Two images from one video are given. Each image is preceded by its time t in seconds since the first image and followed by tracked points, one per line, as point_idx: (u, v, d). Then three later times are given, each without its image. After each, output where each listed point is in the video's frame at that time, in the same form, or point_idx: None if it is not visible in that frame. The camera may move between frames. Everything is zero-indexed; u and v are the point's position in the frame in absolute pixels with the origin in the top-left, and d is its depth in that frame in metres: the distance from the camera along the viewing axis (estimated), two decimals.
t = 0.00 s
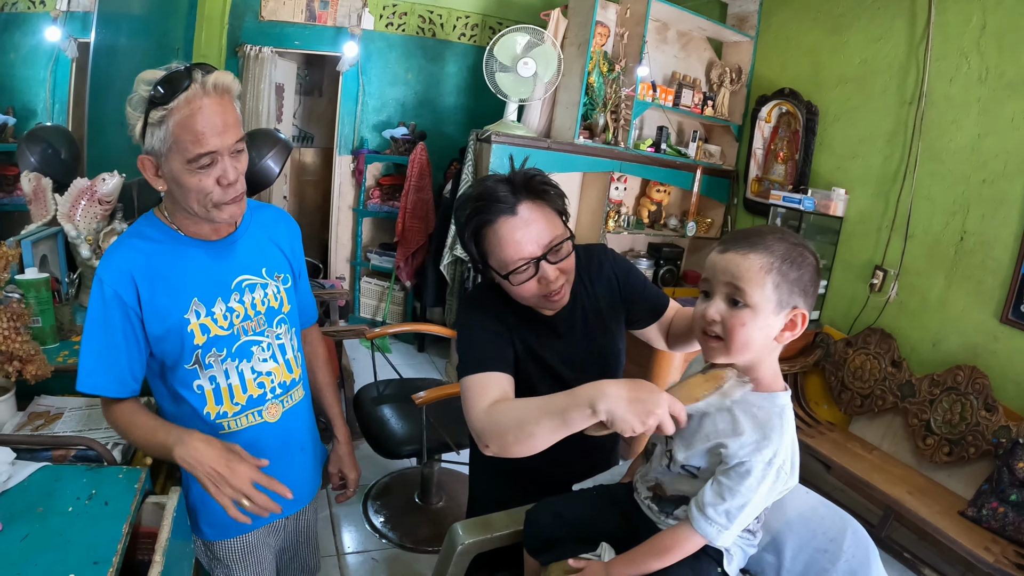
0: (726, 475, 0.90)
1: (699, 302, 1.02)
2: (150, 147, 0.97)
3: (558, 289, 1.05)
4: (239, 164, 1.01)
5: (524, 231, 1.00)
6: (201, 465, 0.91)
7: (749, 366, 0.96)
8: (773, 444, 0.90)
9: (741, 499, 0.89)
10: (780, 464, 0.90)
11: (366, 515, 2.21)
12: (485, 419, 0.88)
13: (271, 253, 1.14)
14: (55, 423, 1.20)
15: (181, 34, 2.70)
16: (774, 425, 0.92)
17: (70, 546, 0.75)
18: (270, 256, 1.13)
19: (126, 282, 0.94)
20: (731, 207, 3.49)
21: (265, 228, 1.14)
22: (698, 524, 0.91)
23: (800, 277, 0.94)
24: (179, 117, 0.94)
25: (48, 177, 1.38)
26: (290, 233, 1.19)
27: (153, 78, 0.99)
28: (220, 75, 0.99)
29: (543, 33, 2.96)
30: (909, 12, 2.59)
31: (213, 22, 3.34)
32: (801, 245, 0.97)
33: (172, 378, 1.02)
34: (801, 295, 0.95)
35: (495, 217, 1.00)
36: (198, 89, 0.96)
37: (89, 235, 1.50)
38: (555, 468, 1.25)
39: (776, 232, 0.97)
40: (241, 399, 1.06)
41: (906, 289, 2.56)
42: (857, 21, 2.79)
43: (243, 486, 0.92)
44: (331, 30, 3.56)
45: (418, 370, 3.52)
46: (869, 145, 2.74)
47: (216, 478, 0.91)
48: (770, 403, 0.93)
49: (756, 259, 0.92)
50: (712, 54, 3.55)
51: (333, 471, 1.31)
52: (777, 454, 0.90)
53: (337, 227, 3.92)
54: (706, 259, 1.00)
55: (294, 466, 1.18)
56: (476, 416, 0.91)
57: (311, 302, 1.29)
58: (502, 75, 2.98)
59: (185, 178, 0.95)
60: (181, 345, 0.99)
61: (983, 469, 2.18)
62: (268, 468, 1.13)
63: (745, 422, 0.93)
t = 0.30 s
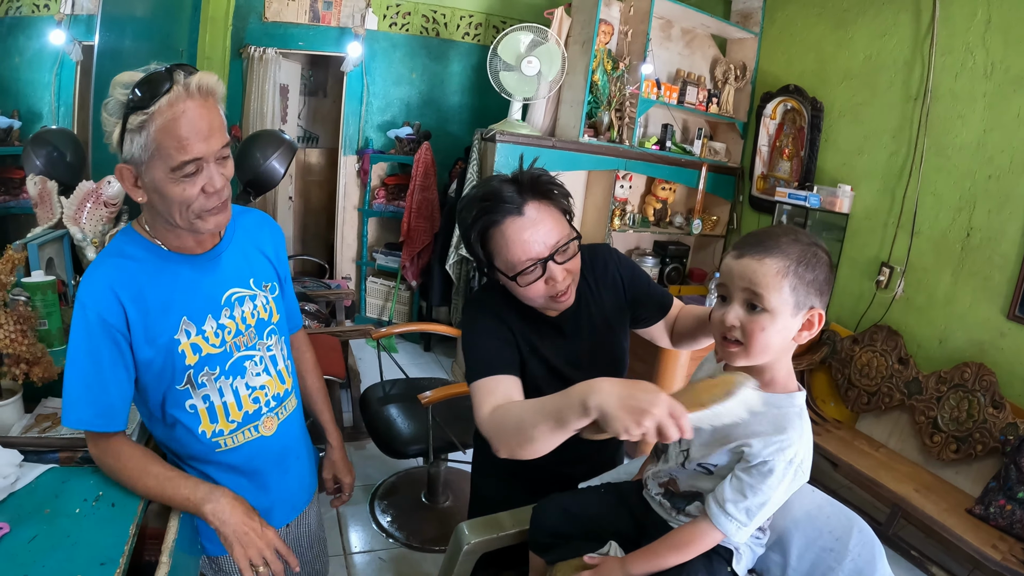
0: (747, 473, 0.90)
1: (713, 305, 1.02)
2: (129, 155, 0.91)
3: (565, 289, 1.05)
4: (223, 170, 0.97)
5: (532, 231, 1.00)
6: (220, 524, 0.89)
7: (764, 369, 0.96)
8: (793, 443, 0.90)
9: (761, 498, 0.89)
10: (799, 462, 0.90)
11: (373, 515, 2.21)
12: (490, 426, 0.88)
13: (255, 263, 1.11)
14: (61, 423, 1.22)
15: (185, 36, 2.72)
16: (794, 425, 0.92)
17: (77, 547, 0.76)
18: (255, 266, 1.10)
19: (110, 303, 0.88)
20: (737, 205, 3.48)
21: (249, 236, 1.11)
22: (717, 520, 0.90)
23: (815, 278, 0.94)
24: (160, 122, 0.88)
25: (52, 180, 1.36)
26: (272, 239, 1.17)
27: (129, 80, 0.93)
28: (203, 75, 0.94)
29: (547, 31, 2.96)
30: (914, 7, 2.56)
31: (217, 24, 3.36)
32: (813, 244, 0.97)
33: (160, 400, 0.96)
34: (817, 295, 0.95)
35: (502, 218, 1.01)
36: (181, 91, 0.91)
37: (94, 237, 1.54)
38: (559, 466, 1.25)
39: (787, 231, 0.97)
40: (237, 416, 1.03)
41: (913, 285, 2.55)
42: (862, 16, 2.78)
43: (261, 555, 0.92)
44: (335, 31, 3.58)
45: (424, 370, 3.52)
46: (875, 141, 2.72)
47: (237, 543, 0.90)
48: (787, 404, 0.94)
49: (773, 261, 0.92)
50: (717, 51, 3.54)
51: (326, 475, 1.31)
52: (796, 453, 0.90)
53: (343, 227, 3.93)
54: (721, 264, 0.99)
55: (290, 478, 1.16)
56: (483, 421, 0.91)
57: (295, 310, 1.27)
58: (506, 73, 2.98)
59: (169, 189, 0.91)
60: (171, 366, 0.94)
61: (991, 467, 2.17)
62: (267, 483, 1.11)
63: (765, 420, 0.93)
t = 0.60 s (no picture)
0: (752, 462, 0.90)
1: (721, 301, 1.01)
2: (102, 165, 0.91)
3: (570, 279, 1.05)
4: (205, 173, 0.97)
5: (538, 220, 1.00)
6: (223, 510, 0.88)
7: (773, 363, 0.95)
8: (798, 433, 0.90)
9: (766, 487, 0.88)
10: (804, 452, 0.90)
11: (377, 512, 2.22)
12: (492, 417, 0.87)
13: (240, 265, 1.10)
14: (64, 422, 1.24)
15: (187, 36, 2.72)
16: (799, 415, 0.92)
17: (78, 544, 0.76)
18: (240, 269, 1.10)
19: (95, 319, 0.87)
20: (740, 200, 3.46)
21: (232, 238, 1.10)
22: (722, 511, 0.90)
23: (823, 272, 0.94)
24: (133, 128, 0.88)
25: (55, 180, 1.36)
26: (256, 239, 1.16)
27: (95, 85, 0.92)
28: (175, 74, 0.93)
29: (548, 28, 2.95)
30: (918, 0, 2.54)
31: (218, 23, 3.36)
32: (820, 239, 0.96)
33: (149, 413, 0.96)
34: (825, 290, 0.94)
35: (507, 206, 1.01)
36: (152, 93, 0.89)
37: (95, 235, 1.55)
38: (561, 463, 1.25)
39: (796, 225, 0.97)
40: (228, 423, 1.03)
41: (917, 281, 2.53)
42: (865, 10, 2.76)
43: (270, 534, 0.92)
44: (337, 29, 3.58)
45: (428, 367, 3.53)
46: (878, 136, 2.70)
47: (245, 526, 0.90)
48: (793, 394, 0.93)
49: (784, 256, 0.91)
50: (719, 47, 3.52)
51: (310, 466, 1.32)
52: (802, 443, 0.90)
53: (346, 226, 3.93)
54: (729, 260, 0.98)
55: (283, 479, 1.16)
56: (483, 413, 0.90)
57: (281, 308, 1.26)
58: (508, 71, 2.97)
59: (146, 199, 0.90)
60: (160, 378, 0.94)
61: (997, 462, 2.16)
62: (262, 485, 1.11)
63: (770, 411, 0.93)
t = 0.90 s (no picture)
0: (753, 455, 0.90)
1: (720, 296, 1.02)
2: (96, 171, 0.92)
3: (570, 275, 1.04)
4: (197, 172, 0.97)
5: (539, 216, 1.00)
6: (224, 502, 0.89)
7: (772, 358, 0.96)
8: (801, 426, 0.89)
9: (767, 479, 0.89)
10: (807, 447, 0.89)
11: (380, 511, 2.23)
12: (525, 410, 0.86)
13: (235, 265, 1.11)
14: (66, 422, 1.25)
15: (188, 37, 2.73)
16: (803, 408, 0.91)
17: (79, 543, 0.77)
18: (235, 268, 1.10)
19: (99, 321, 0.88)
20: (743, 197, 3.45)
21: (226, 236, 1.10)
22: (722, 502, 0.90)
23: (819, 266, 0.93)
24: (123, 133, 0.88)
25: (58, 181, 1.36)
26: (250, 235, 1.16)
27: (83, 93, 0.93)
28: (159, 77, 0.93)
29: (550, 27, 2.95)
30: None
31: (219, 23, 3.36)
32: (816, 234, 0.96)
33: (150, 414, 0.96)
34: (821, 283, 0.94)
35: (508, 202, 1.01)
36: (139, 97, 0.90)
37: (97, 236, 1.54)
38: (563, 461, 1.24)
39: (791, 221, 0.97)
40: (229, 421, 1.04)
41: (920, 278, 2.52)
42: (867, 6, 2.75)
43: (269, 526, 0.92)
44: (338, 29, 3.58)
45: (431, 366, 3.53)
46: (881, 133, 2.69)
47: (247, 517, 0.90)
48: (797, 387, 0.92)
49: (777, 252, 0.91)
50: (721, 44, 3.51)
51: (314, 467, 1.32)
52: (804, 435, 0.89)
53: (348, 225, 3.94)
54: (725, 256, 0.99)
55: (282, 475, 1.17)
56: (515, 406, 0.89)
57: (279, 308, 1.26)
58: (509, 69, 2.97)
59: (140, 202, 0.91)
60: (161, 378, 0.95)
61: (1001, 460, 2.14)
62: (264, 483, 1.12)
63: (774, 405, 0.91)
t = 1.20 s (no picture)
0: (746, 445, 0.91)
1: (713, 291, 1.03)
2: (104, 167, 0.92)
3: (576, 270, 1.04)
4: (201, 168, 0.98)
5: (548, 209, 1.00)
6: (226, 500, 0.89)
7: (762, 353, 0.97)
8: (795, 418, 0.90)
9: (759, 469, 0.89)
10: (800, 438, 0.90)
11: (381, 510, 2.23)
12: (492, 422, 0.89)
13: (234, 262, 1.11)
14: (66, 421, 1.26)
15: (190, 36, 2.73)
16: (796, 399, 0.92)
17: (76, 542, 0.77)
18: (234, 265, 1.10)
19: (103, 316, 0.87)
20: (744, 196, 3.44)
21: (225, 236, 1.11)
22: (715, 491, 0.90)
23: (806, 262, 0.93)
24: (131, 129, 0.89)
25: (59, 180, 1.36)
26: (248, 238, 1.16)
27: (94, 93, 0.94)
28: (167, 76, 0.93)
29: (551, 25, 2.95)
30: None
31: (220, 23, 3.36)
32: (807, 230, 0.96)
33: (152, 408, 0.96)
34: (808, 279, 0.94)
35: (519, 193, 1.01)
36: (147, 95, 0.90)
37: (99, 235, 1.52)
38: (564, 459, 1.24)
39: (783, 218, 0.97)
40: (230, 413, 1.04)
41: (923, 277, 2.51)
42: (868, 5, 2.74)
43: (270, 526, 0.92)
44: (340, 28, 3.58)
45: (433, 365, 3.53)
46: (883, 131, 2.68)
47: (248, 516, 0.90)
48: (789, 381, 0.94)
49: (760, 247, 0.92)
50: (723, 43, 3.50)
51: (309, 458, 1.33)
52: (797, 426, 0.90)
53: (350, 224, 3.94)
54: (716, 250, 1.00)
55: (281, 467, 1.16)
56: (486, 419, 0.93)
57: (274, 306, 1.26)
58: (510, 68, 2.96)
59: (147, 195, 0.91)
60: (164, 372, 0.95)
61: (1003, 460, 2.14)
62: (264, 475, 1.12)
63: (767, 398, 0.93)
